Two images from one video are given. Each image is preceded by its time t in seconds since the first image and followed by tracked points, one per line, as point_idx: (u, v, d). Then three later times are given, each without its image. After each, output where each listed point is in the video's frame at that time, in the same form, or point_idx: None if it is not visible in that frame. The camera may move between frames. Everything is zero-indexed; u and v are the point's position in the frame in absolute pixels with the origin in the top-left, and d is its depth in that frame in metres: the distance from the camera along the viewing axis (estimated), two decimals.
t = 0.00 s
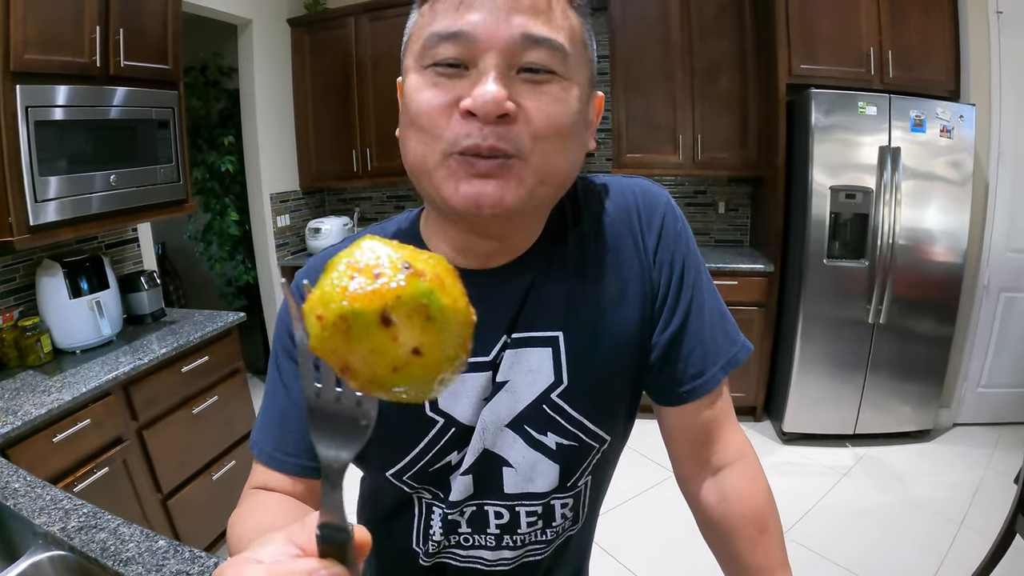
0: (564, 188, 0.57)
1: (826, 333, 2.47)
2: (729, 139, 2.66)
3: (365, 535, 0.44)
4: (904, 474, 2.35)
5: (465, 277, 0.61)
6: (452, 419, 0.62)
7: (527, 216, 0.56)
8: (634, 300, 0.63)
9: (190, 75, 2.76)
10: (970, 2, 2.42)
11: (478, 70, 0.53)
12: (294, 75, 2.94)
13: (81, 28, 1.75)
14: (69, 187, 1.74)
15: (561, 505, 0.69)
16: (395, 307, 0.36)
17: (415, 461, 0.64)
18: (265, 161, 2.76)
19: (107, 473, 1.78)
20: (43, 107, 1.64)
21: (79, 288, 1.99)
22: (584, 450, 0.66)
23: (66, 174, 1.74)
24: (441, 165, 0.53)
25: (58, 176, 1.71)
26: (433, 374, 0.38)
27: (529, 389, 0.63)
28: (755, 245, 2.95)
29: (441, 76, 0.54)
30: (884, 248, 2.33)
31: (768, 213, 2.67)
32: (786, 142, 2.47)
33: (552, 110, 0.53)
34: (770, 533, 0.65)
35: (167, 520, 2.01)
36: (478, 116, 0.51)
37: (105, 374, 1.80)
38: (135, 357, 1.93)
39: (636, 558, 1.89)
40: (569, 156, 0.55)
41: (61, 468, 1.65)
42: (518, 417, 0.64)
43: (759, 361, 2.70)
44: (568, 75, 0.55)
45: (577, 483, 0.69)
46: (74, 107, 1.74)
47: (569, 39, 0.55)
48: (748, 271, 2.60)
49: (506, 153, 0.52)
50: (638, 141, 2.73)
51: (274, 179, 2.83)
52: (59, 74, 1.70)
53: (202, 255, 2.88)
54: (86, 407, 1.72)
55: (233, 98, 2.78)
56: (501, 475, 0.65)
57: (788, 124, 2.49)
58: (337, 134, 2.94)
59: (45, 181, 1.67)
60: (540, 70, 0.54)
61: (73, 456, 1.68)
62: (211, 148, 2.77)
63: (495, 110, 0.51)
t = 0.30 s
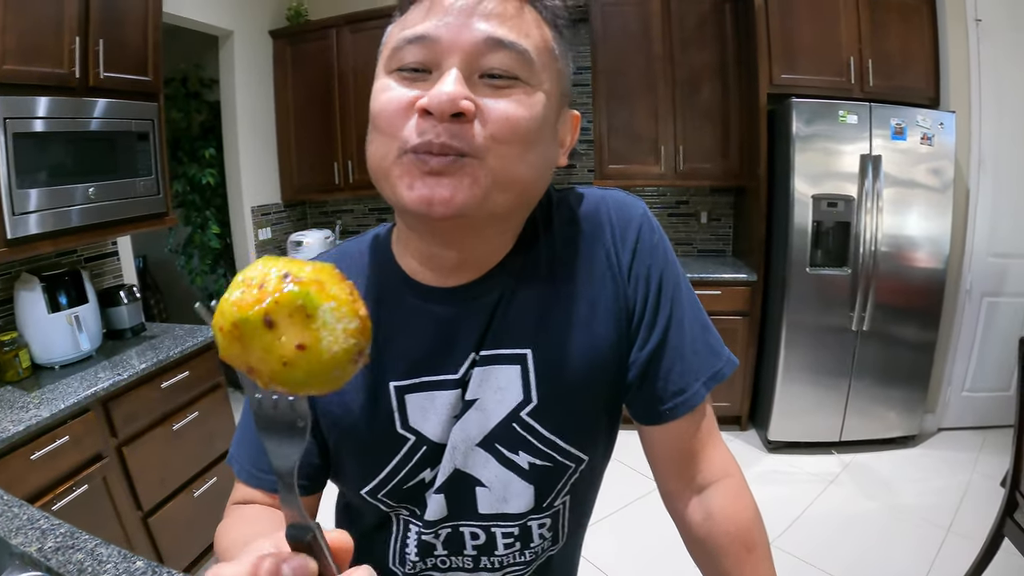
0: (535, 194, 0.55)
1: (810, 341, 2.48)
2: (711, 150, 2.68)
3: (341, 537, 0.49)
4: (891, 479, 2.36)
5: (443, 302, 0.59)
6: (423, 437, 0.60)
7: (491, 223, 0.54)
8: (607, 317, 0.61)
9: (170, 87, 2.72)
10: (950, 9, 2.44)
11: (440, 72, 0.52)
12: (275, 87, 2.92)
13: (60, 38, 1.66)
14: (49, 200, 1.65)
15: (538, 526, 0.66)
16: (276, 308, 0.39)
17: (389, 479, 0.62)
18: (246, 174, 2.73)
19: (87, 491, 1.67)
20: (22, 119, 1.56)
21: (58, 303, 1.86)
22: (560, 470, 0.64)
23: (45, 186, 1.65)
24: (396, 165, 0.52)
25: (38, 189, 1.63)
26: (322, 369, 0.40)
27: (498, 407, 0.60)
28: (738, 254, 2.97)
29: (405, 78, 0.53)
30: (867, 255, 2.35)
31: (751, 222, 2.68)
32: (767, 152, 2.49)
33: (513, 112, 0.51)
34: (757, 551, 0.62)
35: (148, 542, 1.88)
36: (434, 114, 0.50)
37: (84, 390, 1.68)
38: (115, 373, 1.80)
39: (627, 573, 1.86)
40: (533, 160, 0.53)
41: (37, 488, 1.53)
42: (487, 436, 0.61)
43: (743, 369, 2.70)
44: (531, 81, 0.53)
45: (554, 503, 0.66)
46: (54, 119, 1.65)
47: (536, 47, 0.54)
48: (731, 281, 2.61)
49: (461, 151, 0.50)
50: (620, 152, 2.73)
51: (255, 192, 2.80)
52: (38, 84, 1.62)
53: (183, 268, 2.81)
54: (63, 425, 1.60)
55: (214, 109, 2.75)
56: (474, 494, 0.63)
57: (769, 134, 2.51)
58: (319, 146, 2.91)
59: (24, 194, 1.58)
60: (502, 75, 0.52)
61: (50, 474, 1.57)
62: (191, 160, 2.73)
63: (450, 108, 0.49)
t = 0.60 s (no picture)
0: (509, 211, 0.54)
1: (797, 346, 2.48)
2: (697, 158, 2.68)
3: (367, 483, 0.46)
4: (881, 484, 2.36)
5: (417, 318, 0.58)
6: (397, 456, 0.59)
7: (456, 247, 0.53)
8: (583, 338, 0.59)
9: (155, 95, 2.68)
10: (934, 14, 2.44)
11: (413, 80, 0.51)
12: (260, 96, 2.90)
13: (43, 43, 1.58)
14: (33, 209, 1.57)
15: (520, 548, 0.64)
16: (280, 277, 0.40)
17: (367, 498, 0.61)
18: (231, 183, 2.71)
19: (70, 507, 1.47)
20: (7, 127, 1.48)
21: (40, 314, 1.66)
22: (538, 492, 0.62)
23: (30, 195, 1.57)
24: (356, 181, 0.52)
25: (21, 198, 1.54)
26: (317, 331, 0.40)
27: (470, 428, 0.59)
28: (724, 261, 2.98)
29: (381, 84, 0.53)
30: (853, 261, 2.36)
31: (737, 229, 2.69)
32: (754, 159, 2.49)
33: (482, 130, 0.49)
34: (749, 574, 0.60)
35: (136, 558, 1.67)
36: (398, 123, 0.49)
37: (66, 402, 1.49)
38: (99, 383, 1.59)
39: None
40: (499, 186, 0.51)
41: (17, 505, 1.34)
42: (461, 457, 0.60)
43: (731, 376, 2.69)
44: (507, 99, 0.52)
45: (535, 526, 0.64)
46: (38, 127, 1.56)
47: (516, 64, 0.52)
48: (718, 288, 2.61)
49: (429, 172, 0.50)
50: (606, 160, 2.73)
51: (240, 202, 2.77)
52: (19, 91, 1.53)
53: (167, 278, 2.77)
54: (44, 438, 1.41)
55: (199, 118, 2.73)
56: (451, 514, 0.61)
57: (755, 140, 2.52)
58: (304, 155, 2.89)
59: (9, 203, 1.51)
60: (477, 90, 0.51)
61: (34, 488, 1.38)
62: (175, 169, 2.69)
63: (414, 119, 0.48)
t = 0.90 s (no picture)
0: (496, 225, 0.54)
1: (794, 349, 2.48)
2: (694, 161, 2.69)
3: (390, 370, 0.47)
4: (879, 487, 2.35)
5: (415, 330, 0.58)
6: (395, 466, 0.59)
7: (448, 264, 0.53)
8: (585, 350, 0.58)
9: (151, 98, 2.67)
10: (930, 15, 2.45)
11: (400, 85, 0.51)
12: (256, 100, 2.90)
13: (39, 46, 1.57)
14: (28, 213, 1.56)
15: (523, 559, 0.63)
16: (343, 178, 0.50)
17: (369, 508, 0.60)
18: (227, 186, 2.70)
19: (67, 513, 1.45)
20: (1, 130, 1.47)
21: (35, 319, 1.63)
22: (541, 505, 0.61)
23: (25, 200, 1.56)
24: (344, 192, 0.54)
25: (16, 202, 1.53)
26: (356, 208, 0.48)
27: (471, 441, 0.58)
28: (721, 264, 2.99)
29: (370, 89, 0.53)
30: (850, 263, 2.37)
31: (734, 232, 2.69)
32: (750, 162, 2.50)
33: (467, 137, 0.49)
34: None
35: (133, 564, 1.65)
36: (381, 131, 0.50)
37: (62, 407, 1.47)
38: (94, 390, 1.58)
39: None
40: (485, 196, 0.51)
41: (14, 511, 1.32)
42: (463, 470, 0.58)
43: (729, 379, 2.69)
44: (496, 104, 0.51)
45: (539, 537, 0.63)
46: (33, 130, 1.55)
47: (507, 68, 0.52)
48: (715, 292, 2.61)
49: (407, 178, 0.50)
50: (603, 163, 2.73)
51: (236, 206, 2.76)
52: (14, 94, 1.51)
53: (163, 282, 2.76)
54: (41, 445, 1.40)
55: (195, 121, 2.72)
56: (454, 525, 0.60)
57: (751, 144, 2.53)
58: (300, 158, 2.88)
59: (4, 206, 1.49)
60: (465, 93, 0.50)
61: (29, 495, 1.36)
62: (171, 173, 2.68)
63: (397, 127, 0.49)
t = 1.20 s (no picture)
0: (494, 238, 0.54)
1: (791, 351, 2.48)
2: (689, 164, 2.69)
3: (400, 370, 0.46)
4: (876, 489, 2.35)
5: (413, 341, 0.57)
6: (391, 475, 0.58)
7: (446, 280, 0.54)
8: (584, 360, 0.58)
9: (145, 100, 2.64)
10: (926, 17, 2.45)
11: (398, 101, 0.51)
12: (251, 103, 2.89)
13: (34, 50, 1.56)
14: (22, 217, 1.55)
15: (520, 568, 0.62)
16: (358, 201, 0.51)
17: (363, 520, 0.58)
18: (222, 190, 2.69)
19: (61, 519, 1.44)
20: None
21: (29, 323, 1.62)
22: (539, 514, 0.60)
23: (19, 204, 1.55)
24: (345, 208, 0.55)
25: (10, 206, 1.52)
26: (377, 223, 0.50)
27: (470, 450, 0.57)
28: (716, 267, 2.99)
29: (368, 103, 0.53)
30: (846, 266, 2.37)
31: (730, 235, 2.69)
32: (746, 166, 2.50)
33: (463, 159, 0.49)
34: None
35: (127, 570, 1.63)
36: (377, 150, 0.49)
37: (57, 412, 1.46)
38: (89, 395, 1.56)
39: None
40: (482, 217, 0.51)
41: (8, 517, 1.31)
42: (461, 479, 0.57)
43: (725, 382, 2.69)
44: (494, 122, 0.51)
45: (536, 545, 0.62)
46: (28, 134, 1.54)
47: (505, 84, 0.51)
48: (711, 295, 2.61)
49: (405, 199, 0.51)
50: (598, 167, 2.73)
51: (231, 209, 2.75)
52: (8, 98, 1.50)
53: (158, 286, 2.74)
54: (35, 451, 1.38)
55: (190, 124, 2.71)
56: (451, 535, 0.59)
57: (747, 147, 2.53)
58: (296, 162, 2.87)
59: None
60: (463, 112, 0.50)
61: (23, 501, 1.34)
62: (166, 176, 2.67)
63: (393, 149, 0.49)
